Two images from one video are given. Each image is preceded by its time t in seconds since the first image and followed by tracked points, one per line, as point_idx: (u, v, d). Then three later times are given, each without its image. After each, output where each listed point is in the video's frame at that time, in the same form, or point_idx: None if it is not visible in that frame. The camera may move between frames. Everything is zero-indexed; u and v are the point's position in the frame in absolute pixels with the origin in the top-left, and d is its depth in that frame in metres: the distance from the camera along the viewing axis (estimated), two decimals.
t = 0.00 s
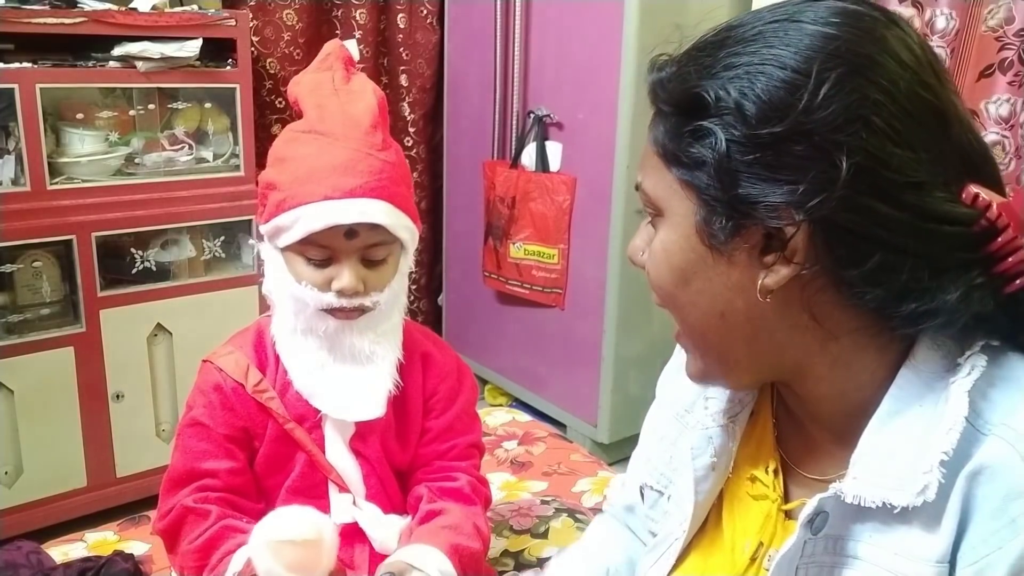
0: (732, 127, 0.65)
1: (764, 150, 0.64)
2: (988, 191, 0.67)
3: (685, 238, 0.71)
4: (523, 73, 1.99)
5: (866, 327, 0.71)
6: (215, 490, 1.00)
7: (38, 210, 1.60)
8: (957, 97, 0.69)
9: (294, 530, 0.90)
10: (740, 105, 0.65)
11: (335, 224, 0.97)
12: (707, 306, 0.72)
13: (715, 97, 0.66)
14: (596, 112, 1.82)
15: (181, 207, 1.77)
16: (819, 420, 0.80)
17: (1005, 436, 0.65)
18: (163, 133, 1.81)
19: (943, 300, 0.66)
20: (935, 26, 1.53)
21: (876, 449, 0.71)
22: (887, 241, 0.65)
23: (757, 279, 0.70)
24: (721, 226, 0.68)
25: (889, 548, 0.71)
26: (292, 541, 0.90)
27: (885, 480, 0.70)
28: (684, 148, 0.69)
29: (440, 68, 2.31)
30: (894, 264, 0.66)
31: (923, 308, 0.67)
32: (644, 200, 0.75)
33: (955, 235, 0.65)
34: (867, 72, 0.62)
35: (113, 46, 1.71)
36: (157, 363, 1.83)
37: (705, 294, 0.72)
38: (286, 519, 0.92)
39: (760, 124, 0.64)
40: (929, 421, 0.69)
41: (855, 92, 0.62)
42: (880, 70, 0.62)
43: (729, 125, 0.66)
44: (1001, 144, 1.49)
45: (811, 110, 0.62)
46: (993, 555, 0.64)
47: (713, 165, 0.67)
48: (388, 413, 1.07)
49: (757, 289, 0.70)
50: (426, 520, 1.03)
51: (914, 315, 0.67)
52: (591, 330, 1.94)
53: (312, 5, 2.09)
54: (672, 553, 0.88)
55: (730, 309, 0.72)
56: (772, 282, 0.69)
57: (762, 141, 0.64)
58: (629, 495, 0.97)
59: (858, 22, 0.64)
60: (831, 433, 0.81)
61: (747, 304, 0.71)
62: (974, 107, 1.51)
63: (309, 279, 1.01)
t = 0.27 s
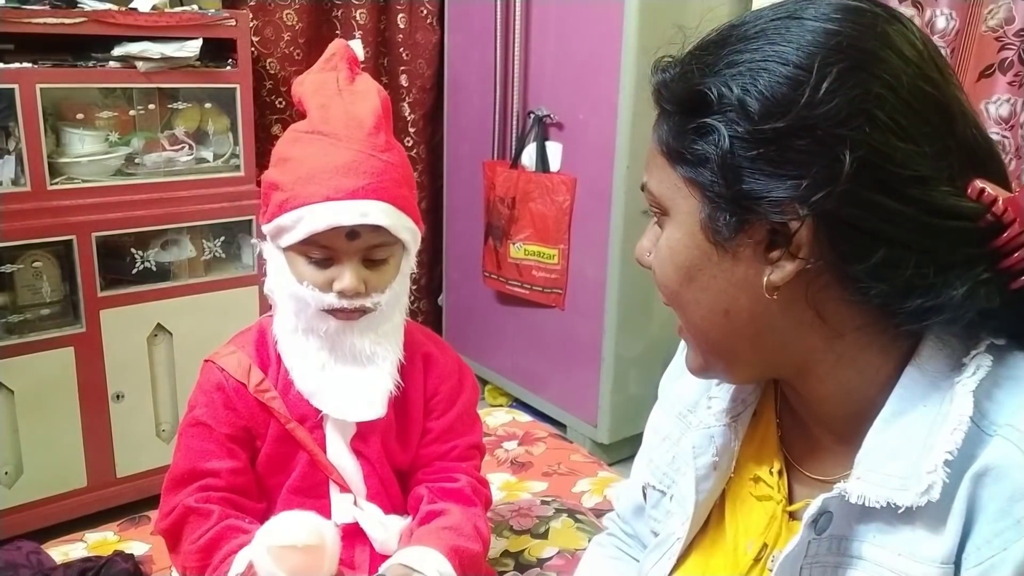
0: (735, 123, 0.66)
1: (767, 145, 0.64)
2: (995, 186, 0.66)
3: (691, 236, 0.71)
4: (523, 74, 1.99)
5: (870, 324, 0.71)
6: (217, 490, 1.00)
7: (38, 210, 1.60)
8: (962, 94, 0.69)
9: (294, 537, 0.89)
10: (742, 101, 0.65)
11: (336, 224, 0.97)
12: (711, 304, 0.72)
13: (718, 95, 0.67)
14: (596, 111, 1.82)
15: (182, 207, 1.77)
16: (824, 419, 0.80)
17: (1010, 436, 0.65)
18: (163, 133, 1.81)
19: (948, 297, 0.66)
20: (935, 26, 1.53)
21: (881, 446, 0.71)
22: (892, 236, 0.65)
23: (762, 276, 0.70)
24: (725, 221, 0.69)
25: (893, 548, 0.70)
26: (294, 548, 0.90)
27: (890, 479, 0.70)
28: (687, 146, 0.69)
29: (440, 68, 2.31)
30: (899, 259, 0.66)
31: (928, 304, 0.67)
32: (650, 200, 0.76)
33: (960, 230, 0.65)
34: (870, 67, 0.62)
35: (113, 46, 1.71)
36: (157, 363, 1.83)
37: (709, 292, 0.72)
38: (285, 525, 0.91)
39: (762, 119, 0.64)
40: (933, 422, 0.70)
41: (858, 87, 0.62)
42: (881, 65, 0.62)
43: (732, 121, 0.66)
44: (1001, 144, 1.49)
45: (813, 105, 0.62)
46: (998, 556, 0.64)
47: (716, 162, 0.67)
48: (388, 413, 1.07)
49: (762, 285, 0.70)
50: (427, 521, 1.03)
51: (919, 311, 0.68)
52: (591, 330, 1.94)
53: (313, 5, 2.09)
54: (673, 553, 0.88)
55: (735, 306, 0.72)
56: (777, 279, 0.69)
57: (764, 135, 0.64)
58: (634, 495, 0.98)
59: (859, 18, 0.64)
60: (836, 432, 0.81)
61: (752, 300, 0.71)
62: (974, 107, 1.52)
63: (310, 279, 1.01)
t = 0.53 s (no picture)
0: (735, 126, 0.66)
1: (767, 147, 0.64)
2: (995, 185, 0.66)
3: (693, 238, 0.71)
4: (523, 73, 1.99)
5: (873, 324, 0.71)
6: (216, 490, 1.00)
7: (38, 210, 1.60)
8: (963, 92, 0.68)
9: (290, 538, 0.89)
10: (742, 104, 0.65)
11: (335, 224, 0.97)
12: (713, 305, 0.72)
13: (717, 97, 0.67)
14: (596, 111, 1.82)
15: (181, 207, 1.77)
16: (827, 420, 0.80)
17: (1013, 435, 0.65)
18: (163, 133, 1.81)
19: (947, 297, 0.66)
20: (935, 26, 1.53)
21: (886, 446, 0.71)
22: (894, 237, 0.65)
23: (764, 277, 0.70)
24: (726, 223, 0.69)
25: (895, 548, 0.70)
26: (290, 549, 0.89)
27: (893, 479, 0.70)
28: (688, 149, 0.70)
29: (440, 68, 2.31)
30: (900, 259, 0.66)
31: (929, 304, 0.67)
32: (652, 202, 0.76)
33: (961, 230, 0.65)
34: (869, 68, 0.62)
35: (113, 46, 1.71)
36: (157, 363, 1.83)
37: (711, 293, 0.72)
38: (280, 530, 0.90)
39: (762, 121, 0.64)
40: (936, 422, 0.70)
41: (857, 88, 0.62)
42: (882, 66, 0.62)
43: (732, 124, 0.66)
44: (1001, 144, 1.49)
45: (812, 107, 0.62)
46: (1001, 555, 0.64)
47: (717, 164, 0.67)
48: (388, 412, 1.07)
49: (764, 286, 0.70)
50: (427, 521, 1.03)
51: (919, 312, 0.68)
52: (591, 330, 1.94)
53: (313, 4, 2.09)
54: (676, 552, 0.88)
55: (736, 307, 0.72)
56: (779, 280, 0.69)
57: (764, 137, 0.64)
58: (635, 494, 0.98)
59: (858, 18, 0.64)
60: (839, 433, 0.81)
61: (754, 301, 0.71)
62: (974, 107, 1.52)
63: (308, 278, 1.01)
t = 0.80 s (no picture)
0: (711, 142, 0.66)
1: (740, 163, 0.65)
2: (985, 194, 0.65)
3: (678, 247, 0.72)
4: (523, 74, 1.99)
5: (857, 333, 0.71)
6: (216, 489, 1.00)
7: (38, 210, 1.60)
8: (955, 99, 0.67)
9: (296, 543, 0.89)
10: (716, 120, 0.66)
11: (333, 225, 0.97)
12: (701, 312, 0.73)
13: (693, 114, 0.67)
14: (596, 111, 1.82)
15: (181, 207, 1.77)
16: (822, 420, 0.81)
17: (1012, 436, 0.65)
18: (163, 133, 1.81)
19: (928, 309, 0.66)
20: (935, 26, 1.53)
21: (882, 449, 0.71)
22: (870, 250, 0.65)
23: (746, 288, 0.70)
24: (707, 234, 0.69)
25: (894, 548, 0.70)
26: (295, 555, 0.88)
27: (891, 481, 0.70)
28: (668, 163, 0.70)
29: (440, 68, 2.31)
30: (881, 271, 0.66)
31: (911, 317, 0.67)
32: (644, 210, 0.76)
33: (944, 242, 0.65)
34: (843, 83, 0.62)
35: (113, 46, 1.71)
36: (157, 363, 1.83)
37: (698, 300, 0.73)
38: (285, 535, 0.90)
39: (734, 137, 0.65)
40: (935, 423, 0.69)
41: (830, 105, 0.61)
42: (857, 82, 0.62)
43: (708, 140, 0.67)
44: (1001, 144, 1.49)
45: (783, 124, 0.63)
46: (1000, 555, 0.64)
47: (693, 179, 0.68)
48: (388, 412, 1.07)
49: (745, 296, 0.70)
50: (427, 521, 1.03)
51: (902, 324, 0.68)
52: (591, 330, 1.94)
53: (313, 4, 2.09)
54: (675, 551, 0.88)
55: (724, 314, 0.72)
56: (760, 290, 0.69)
57: (736, 153, 0.65)
58: (635, 494, 0.98)
59: (835, 31, 0.64)
60: (834, 433, 0.81)
61: (738, 309, 0.71)
62: (974, 107, 1.52)
63: (307, 279, 1.01)
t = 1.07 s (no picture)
0: (711, 143, 0.66)
1: (743, 162, 0.65)
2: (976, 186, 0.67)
3: (678, 253, 0.71)
4: (523, 74, 1.99)
5: (859, 329, 0.71)
6: (216, 487, 1.00)
7: (38, 210, 1.60)
8: (940, 95, 0.68)
9: (292, 537, 0.90)
10: (717, 120, 0.65)
11: (332, 227, 0.97)
12: (704, 319, 0.72)
13: (691, 115, 0.67)
14: (596, 112, 1.82)
15: (181, 207, 1.77)
16: (822, 423, 0.80)
17: (1013, 437, 0.66)
18: (163, 133, 1.81)
19: (932, 298, 0.66)
20: (935, 26, 1.53)
21: (884, 453, 0.71)
22: (875, 244, 0.65)
23: (749, 290, 0.70)
24: (708, 239, 0.68)
25: (895, 549, 0.70)
26: (291, 548, 0.90)
27: (895, 485, 0.69)
28: (667, 166, 0.70)
29: (440, 68, 2.31)
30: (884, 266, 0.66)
31: (917, 308, 0.67)
32: (638, 219, 0.76)
33: (943, 233, 0.65)
34: (842, 78, 0.62)
35: (113, 46, 1.71)
36: (157, 363, 1.83)
37: (700, 307, 0.72)
38: (284, 528, 0.91)
39: (737, 136, 0.64)
40: (938, 425, 0.69)
41: (831, 100, 0.62)
42: (854, 75, 0.62)
43: (708, 141, 0.66)
44: (1001, 144, 1.49)
45: (786, 120, 0.63)
46: (1002, 556, 0.64)
47: (694, 182, 0.67)
48: (389, 413, 1.07)
49: (749, 299, 0.70)
50: (427, 521, 1.03)
51: (907, 317, 0.67)
52: (591, 330, 1.94)
53: (312, 4, 2.09)
54: (677, 554, 0.87)
55: (727, 319, 0.71)
56: (764, 292, 0.69)
57: (739, 153, 0.65)
58: (635, 493, 0.98)
59: (827, 28, 0.65)
60: (835, 434, 0.81)
61: (743, 313, 0.71)
62: (974, 107, 1.51)
63: (307, 281, 1.01)
